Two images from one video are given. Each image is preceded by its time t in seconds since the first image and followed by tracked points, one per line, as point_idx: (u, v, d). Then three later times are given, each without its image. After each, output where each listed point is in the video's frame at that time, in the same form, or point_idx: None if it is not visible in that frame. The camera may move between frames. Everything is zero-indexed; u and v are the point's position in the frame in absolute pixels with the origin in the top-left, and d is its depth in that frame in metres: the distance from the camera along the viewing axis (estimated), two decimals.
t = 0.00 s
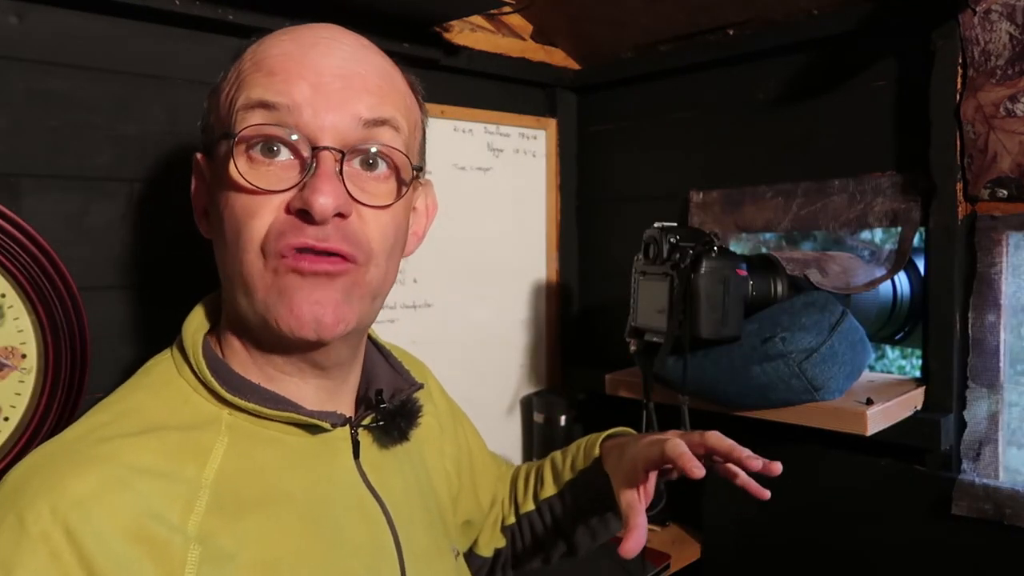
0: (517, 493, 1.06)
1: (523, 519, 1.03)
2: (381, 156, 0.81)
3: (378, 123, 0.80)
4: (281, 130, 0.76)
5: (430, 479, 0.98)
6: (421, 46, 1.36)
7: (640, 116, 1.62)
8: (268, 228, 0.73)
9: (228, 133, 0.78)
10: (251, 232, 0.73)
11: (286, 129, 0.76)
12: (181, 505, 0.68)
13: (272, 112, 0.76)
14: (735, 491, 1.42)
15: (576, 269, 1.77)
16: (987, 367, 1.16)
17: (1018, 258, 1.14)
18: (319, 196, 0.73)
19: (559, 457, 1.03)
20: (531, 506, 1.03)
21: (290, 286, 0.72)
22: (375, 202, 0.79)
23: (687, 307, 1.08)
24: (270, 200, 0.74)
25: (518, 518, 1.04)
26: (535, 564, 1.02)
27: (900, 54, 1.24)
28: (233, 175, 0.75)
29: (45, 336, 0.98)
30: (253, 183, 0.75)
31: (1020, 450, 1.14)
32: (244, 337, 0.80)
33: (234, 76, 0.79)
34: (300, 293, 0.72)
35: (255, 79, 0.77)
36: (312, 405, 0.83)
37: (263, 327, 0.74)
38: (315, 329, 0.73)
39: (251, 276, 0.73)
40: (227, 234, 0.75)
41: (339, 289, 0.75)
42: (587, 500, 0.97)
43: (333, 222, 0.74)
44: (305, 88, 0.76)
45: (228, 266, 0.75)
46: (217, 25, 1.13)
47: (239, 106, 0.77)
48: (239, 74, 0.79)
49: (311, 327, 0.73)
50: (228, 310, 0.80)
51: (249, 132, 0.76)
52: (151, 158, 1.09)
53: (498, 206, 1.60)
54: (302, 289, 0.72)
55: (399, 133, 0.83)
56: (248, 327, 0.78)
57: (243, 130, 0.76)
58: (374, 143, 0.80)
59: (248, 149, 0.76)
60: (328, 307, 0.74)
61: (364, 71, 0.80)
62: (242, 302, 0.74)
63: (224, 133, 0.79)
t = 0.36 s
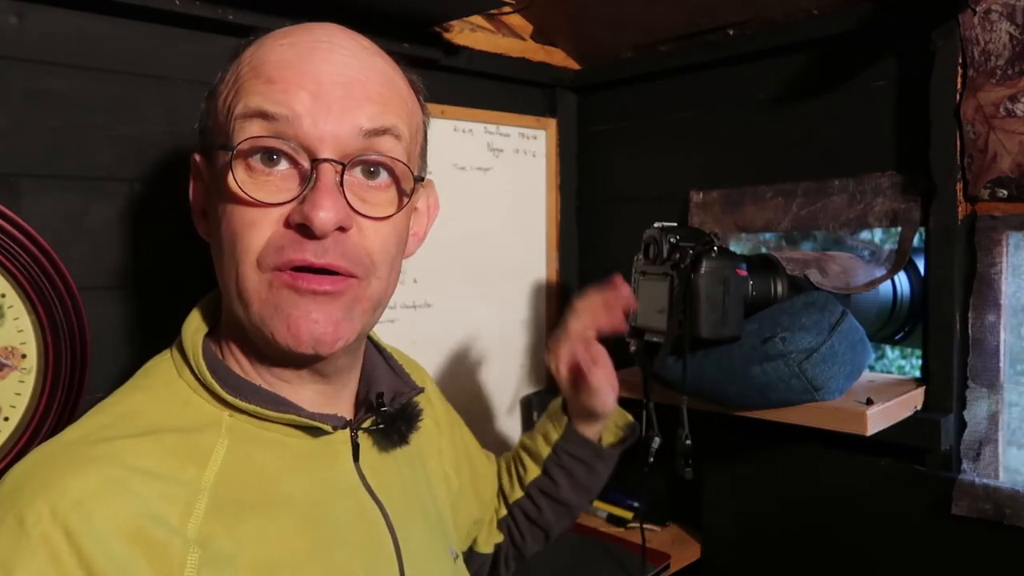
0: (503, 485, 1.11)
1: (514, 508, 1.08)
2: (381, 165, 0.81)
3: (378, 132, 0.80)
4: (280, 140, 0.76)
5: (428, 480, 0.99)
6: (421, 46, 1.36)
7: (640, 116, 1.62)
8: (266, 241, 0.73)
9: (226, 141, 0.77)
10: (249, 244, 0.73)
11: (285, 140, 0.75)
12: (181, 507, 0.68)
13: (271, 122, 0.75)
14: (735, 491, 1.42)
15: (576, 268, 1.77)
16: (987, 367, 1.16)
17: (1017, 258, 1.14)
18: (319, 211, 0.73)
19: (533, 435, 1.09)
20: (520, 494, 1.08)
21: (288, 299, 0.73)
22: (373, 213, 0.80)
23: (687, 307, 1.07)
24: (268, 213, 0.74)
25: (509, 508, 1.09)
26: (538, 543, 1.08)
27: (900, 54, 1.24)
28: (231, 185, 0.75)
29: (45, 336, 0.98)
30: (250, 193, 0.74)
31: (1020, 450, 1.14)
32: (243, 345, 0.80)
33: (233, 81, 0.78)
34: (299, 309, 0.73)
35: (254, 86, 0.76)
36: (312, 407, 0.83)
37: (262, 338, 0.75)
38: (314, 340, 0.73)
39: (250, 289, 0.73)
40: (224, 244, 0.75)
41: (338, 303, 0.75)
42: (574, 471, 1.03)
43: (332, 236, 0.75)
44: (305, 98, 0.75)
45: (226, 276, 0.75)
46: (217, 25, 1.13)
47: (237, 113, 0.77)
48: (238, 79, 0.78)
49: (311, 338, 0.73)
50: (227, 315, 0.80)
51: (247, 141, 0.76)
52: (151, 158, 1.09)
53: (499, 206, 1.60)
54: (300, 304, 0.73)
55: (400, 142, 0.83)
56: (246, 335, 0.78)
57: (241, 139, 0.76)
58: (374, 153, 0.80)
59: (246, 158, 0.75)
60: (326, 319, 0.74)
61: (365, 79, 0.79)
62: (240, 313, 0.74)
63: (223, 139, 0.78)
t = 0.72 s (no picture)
0: (515, 466, 1.18)
1: (530, 487, 1.16)
2: (372, 155, 0.82)
3: (367, 122, 0.80)
4: (271, 135, 0.76)
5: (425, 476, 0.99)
6: (421, 46, 1.36)
7: (640, 116, 1.62)
8: (264, 236, 0.73)
9: (216, 138, 0.78)
10: (246, 241, 0.73)
11: (277, 134, 0.76)
12: (182, 503, 0.68)
13: (261, 118, 0.75)
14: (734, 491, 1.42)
15: (576, 268, 1.77)
16: (987, 367, 1.16)
17: (1018, 258, 1.14)
18: (316, 201, 0.74)
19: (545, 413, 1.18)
20: (534, 470, 1.16)
21: (288, 291, 0.73)
22: (368, 203, 0.80)
23: (687, 307, 1.06)
24: (264, 207, 0.74)
25: (524, 486, 1.16)
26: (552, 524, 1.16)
27: (900, 54, 1.24)
28: (224, 181, 0.75)
29: (45, 335, 0.99)
30: (245, 189, 0.75)
31: (1020, 450, 1.14)
32: (240, 343, 0.80)
33: (220, 81, 0.79)
34: (298, 300, 0.73)
35: (242, 83, 0.76)
36: (311, 402, 0.84)
37: (260, 332, 0.75)
38: (317, 328, 0.74)
39: (249, 284, 0.73)
40: (220, 242, 0.76)
41: (336, 292, 0.76)
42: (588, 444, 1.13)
43: (329, 226, 0.75)
44: (294, 92, 0.76)
45: (224, 274, 0.75)
46: (217, 25, 1.13)
47: (226, 111, 0.77)
48: (225, 79, 0.78)
49: (312, 326, 0.73)
50: (223, 315, 0.80)
51: (238, 138, 0.76)
52: (151, 158, 1.09)
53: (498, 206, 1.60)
54: (299, 294, 0.73)
55: (389, 132, 0.83)
56: (244, 332, 0.78)
57: (232, 136, 0.76)
58: (365, 144, 0.80)
59: (238, 155, 0.76)
60: (326, 307, 0.74)
61: (351, 71, 0.80)
62: (240, 310, 0.75)
63: (212, 138, 0.78)
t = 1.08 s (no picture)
0: (521, 466, 1.19)
1: (536, 487, 1.17)
2: (372, 143, 0.82)
3: (366, 110, 0.81)
4: (271, 121, 0.76)
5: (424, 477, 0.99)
6: (421, 46, 1.36)
7: (640, 116, 1.62)
8: (264, 221, 0.73)
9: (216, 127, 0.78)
10: (247, 227, 0.73)
11: (276, 121, 0.76)
12: (179, 505, 0.68)
13: (260, 104, 0.76)
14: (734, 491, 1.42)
15: (576, 268, 1.77)
16: (987, 367, 1.16)
17: (1018, 258, 1.13)
18: (317, 182, 0.74)
19: (554, 414, 1.20)
20: (542, 470, 1.17)
21: (291, 275, 0.73)
22: (367, 189, 0.80)
23: (687, 307, 1.06)
24: (265, 192, 0.74)
25: (531, 487, 1.17)
26: (557, 524, 1.17)
27: (900, 54, 1.24)
28: (225, 167, 0.75)
29: (45, 335, 0.99)
30: (246, 175, 0.75)
31: (1020, 450, 1.14)
32: (240, 337, 0.80)
33: (219, 73, 0.79)
34: (301, 284, 0.73)
35: (241, 74, 0.77)
36: (311, 405, 0.84)
37: (261, 321, 0.74)
38: (318, 320, 0.73)
39: (250, 270, 0.73)
40: (220, 231, 0.76)
41: (338, 276, 0.75)
42: (596, 446, 1.15)
43: (330, 209, 0.75)
44: (293, 79, 0.76)
45: (224, 262, 0.75)
46: (217, 25, 1.13)
47: (225, 101, 0.77)
48: (224, 70, 0.79)
49: (315, 316, 0.73)
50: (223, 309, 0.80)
51: (238, 125, 0.76)
52: (151, 158, 1.09)
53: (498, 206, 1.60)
54: (301, 278, 0.73)
55: (388, 121, 0.84)
56: (245, 324, 0.78)
57: (231, 124, 0.76)
58: (364, 130, 0.81)
59: (238, 142, 0.76)
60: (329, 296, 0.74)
61: (349, 60, 0.81)
62: (241, 300, 0.74)
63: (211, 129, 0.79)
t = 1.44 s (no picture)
0: (512, 461, 1.19)
1: (528, 481, 1.16)
2: (370, 145, 0.82)
3: (363, 110, 0.80)
4: (267, 122, 0.76)
5: (426, 475, 1.00)
6: (421, 45, 1.36)
7: (640, 116, 1.62)
8: (259, 223, 0.73)
9: (211, 127, 0.78)
10: (241, 229, 0.73)
11: (273, 122, 0.76)
12: (180, 502, 0.68)
13: (257, 105, 0.76)
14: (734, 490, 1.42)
15: (576, 268, 1.77)
16: (987, 367, 1.16)
17: (1018, 258, 1.14)
18: (313, 183, 0.74)
19: (547, 408, 1.20)
20: (533, 464, 1.17)
21: (286, 279, 0.72)
22: (364, 191, 0.80)
23: (687, 307, 1.06)
24: (260, 195, 0.74)
25: (522, 480, 1.16)
26: (546, 520, 1.16)
27: (900, 54, 1.24)
28: (220, 169, 0.75)
29: (45, 335, 0.98)
30: (241, 177, 0.74)
31: (1020, 450, 1.14)
32: (237, 338, 0.80)
33: (215, 73, 0.79)
34: (295, 288, 0.72)
35: (237, 74, 0.77)
36: (313, 407, 0.84)
37: (256, 324, 0.74)
38: (316, 325, 0.73)
39: (245, 274, 0.73)
40: (214, 233, 0.75)
41: (335, 280, 0.75)
42: (588, 439, 1.15)
43: (326, 211, 0.75)
44: (289, 79, 0.76)
45: (219, 266, 0.75)
46: (217, 25, 1.13)
47: (221, 101, 0.77)
48: (220, 70, 0.78)
49: (312, 323, 0.73)
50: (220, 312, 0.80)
51: (234, 126, 0.76)
52: (151, 158, 1.09)
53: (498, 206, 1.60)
54: (297, 281, 0.73)
55: (385, 121, 0.83)
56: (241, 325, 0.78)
57: (227, 125, 0.76)
58: (361, 131, 0.80)
59: (234, 143, 0.75)
60: (326, 302, 0.74)
61: (346, 60, 0.80)
62: (236, 304, 0.74)
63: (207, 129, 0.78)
